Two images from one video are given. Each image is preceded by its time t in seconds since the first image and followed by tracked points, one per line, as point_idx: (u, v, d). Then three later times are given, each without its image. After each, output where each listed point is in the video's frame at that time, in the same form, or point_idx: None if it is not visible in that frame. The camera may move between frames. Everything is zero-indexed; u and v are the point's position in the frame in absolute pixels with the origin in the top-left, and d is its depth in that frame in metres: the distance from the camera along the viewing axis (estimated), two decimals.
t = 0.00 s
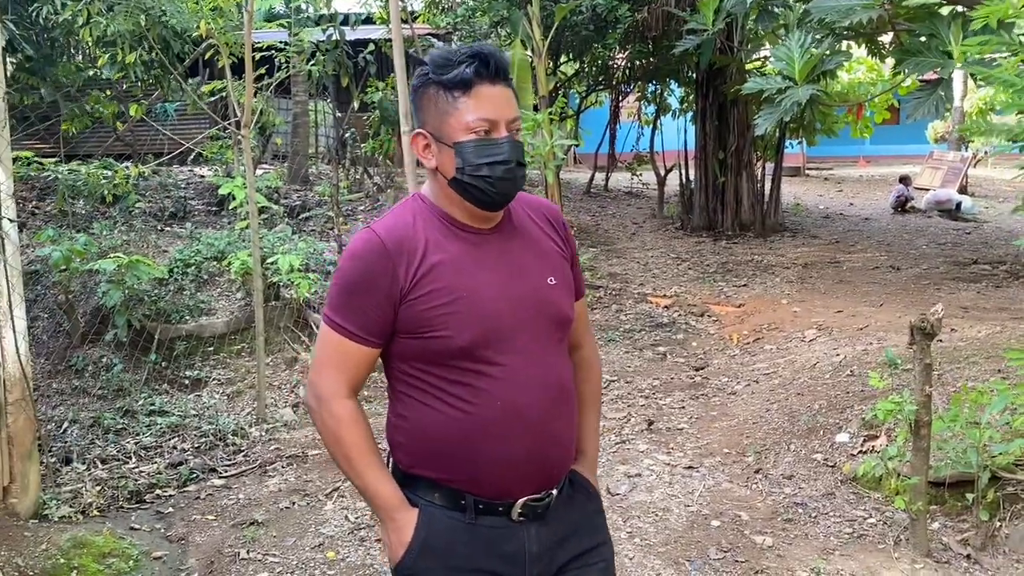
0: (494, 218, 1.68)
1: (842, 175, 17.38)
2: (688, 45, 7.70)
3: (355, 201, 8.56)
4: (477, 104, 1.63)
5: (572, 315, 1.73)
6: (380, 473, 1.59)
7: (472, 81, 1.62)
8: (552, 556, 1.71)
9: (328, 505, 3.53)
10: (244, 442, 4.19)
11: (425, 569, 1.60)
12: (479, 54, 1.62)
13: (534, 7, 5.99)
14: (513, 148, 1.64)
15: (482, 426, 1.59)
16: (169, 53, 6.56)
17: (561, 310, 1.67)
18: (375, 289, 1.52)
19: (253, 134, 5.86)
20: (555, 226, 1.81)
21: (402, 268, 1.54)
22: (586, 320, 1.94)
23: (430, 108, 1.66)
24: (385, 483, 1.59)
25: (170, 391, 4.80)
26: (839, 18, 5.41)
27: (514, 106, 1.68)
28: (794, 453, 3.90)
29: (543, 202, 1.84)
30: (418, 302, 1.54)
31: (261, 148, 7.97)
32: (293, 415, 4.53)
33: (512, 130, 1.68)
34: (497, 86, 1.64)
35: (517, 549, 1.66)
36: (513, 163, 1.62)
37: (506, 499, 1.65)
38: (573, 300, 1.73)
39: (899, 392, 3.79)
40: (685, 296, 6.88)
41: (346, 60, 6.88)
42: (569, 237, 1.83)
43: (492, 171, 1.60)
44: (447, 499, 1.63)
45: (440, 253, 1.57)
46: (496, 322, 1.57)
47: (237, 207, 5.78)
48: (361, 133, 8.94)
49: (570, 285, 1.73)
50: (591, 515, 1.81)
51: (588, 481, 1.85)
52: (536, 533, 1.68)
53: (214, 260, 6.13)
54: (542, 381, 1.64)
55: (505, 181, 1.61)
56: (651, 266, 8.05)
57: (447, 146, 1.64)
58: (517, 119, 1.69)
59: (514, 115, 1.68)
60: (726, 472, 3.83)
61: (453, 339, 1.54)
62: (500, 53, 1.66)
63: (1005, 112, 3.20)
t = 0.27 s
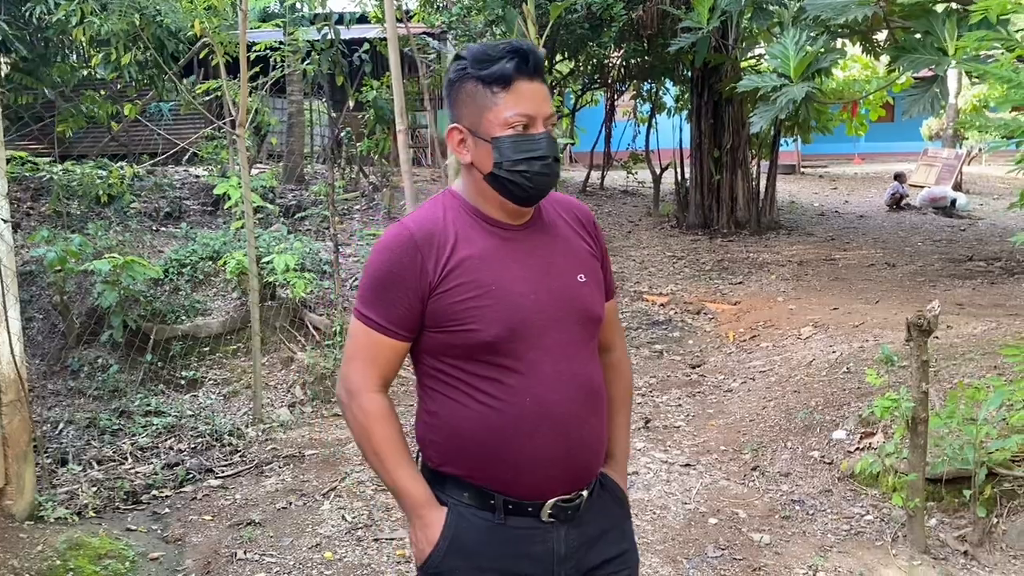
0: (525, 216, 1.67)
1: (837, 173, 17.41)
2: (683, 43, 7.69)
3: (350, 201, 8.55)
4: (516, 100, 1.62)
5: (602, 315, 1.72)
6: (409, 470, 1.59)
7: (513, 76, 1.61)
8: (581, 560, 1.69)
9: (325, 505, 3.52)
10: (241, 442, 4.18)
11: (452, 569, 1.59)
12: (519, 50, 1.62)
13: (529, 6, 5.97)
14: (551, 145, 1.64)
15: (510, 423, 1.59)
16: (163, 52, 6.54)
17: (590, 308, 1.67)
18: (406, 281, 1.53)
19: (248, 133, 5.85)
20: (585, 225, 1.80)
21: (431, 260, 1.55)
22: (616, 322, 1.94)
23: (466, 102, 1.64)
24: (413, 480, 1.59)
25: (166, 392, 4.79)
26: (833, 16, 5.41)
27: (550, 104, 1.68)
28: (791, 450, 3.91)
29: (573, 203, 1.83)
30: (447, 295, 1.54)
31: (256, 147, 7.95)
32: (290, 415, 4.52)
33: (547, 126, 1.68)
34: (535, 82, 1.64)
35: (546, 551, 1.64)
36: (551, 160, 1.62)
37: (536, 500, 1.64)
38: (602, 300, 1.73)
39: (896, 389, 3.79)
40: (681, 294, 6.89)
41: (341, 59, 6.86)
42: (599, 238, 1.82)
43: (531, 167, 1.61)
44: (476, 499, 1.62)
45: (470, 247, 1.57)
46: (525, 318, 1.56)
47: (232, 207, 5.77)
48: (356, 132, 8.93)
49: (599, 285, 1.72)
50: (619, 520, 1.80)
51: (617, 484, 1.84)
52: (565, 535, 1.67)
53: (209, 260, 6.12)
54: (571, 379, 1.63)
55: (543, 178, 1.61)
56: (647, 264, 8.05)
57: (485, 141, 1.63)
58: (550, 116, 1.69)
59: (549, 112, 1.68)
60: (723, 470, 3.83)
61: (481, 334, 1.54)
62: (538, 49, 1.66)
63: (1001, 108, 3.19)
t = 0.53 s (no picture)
0: (560, 218, 1.68)
1: (830, 172, 17.45)
2: (677, 43, 7.69)
3: (345, 201, 8.54)
4: (556, 105, 1.63)
5: (634, 315, 1.72)
6: (448, 472, 1.59)
7: (553, 81, 1.61)
8: (619, 561, 1.70)
9: (320, 507, 3.51)
10: (235, 443, 4.17)
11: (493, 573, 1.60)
12: (560, 56, 1.62)
13: (522, 6, 5.96)
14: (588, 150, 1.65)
15: (544, 423, 1.58)
16: (155, 53, 6.53)
17: (623, 308, 1.66)
18: (442, 281, 1.53)
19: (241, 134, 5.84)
20: (615, 228, 1.81)
21: (466, 260, 1.54)
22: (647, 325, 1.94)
23: (506, 106, 1.65)
24: (453, 481, 1.59)
25: (160, 394, 4.78)
26: (826, 16, 5.41)
27: (588, 108, 1.69)
28: (786, 449, 3.91)
29: (602, 206, 1.84)
30: (481, 295, 1.53)
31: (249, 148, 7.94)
32: (284, 416, 4.51)
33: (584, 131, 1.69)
34: (574, 87, 1.64)
35: (585, 554, 1.65)
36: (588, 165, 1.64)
37: (575, 502, 1.64)
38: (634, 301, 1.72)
39: (889, 388, 3.79)
40: (676, 294, 6.89)
41: (335, 59, 6.85)
42: (629, 240, 1.83)
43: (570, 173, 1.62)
44: (515, 503, 1.62)
45: (504, 247, 1.57)
46: (558, 317, 1.56)
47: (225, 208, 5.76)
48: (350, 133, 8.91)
49: (631, 285, 1.72)
50: (657, 522, 1.80)
51: (656, 485, 1.85)
52: (604, 537, 1.68)
53: (203, 261, 6.11)
54: (605, 378, 1.62)
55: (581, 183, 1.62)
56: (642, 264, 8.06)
57: (524, 145, 1.64)
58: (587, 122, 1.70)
59: (587, 118, 1.68)
60: (717, 469, 3.84)
61: (516, 333, 1.53)
62: (577, 55, 1.66)
63: (993, 106, 3.19)
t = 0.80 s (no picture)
0: (586, 221, 1.67)
1: (824, 172, 17.50)
2: (670, 43, 7.70)
3: (338, 202, 8.53)
4: (580, 108, 1.61)
5: (660, 322, 1.69)
6: (468, 469, 1.60)
7: (578, 85, 1.60)
8: (636, 562, 1.69)
9: (313, 507, 3.51)
10: (229, 444, 4.17)
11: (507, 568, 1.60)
12: (585, 59, 1.60)
13: (515, 6, 5.95)
14: (613, 154, 1.63)
15: (560, 428, 1.58)
16: (148, 54, 6.52)
17: (645, 314, 1.64)
18: (460, 283, 1.54)
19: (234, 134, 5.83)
20: (648, 230, 1.77)
21: (484, 264, 1.55)
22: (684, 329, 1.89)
23: (531, 109, 1.65)
24: (473, 478, 1.60)
25: (153, 395, 4.78)
26: (818, 16, 5.42)
27: (615, 112, 1.67)
28: (778, 448, 3.93)
29: (635, 208, 1.80)
30: (498, 299, 1.54)
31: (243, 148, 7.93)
32: (277, 417, 4.51)
33: (611, 134, 1.67)
34: (601, 91, 1.63)
35: (602, 553, 1.64)
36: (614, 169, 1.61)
37: (591, 501, 1.63)
38: (661, 305, 1.70)
39: (882, 386, 3.81)
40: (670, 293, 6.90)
41: (328, 60, 6.84)
42: (662, 244, 1.79)
43: (594, 177, 1.60)
44: (531, 501, 1.63)
45: (523, 251, 1.57)
46: (575, 322, 1.55)
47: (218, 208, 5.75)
48: (344, 133, 8.91)
49: (658, 290, 1.69)
50: (679, 527, 1.77)
51: (682, 493, 1.81)
52: (621, 538, 1.66)
53: (196, 262, 6.10)
54: (623, 384, 1.61)
55: (605, 187, 1.60)
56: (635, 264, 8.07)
57: (548, 148, 1.64)
58: (614, 124, 1.68)
59: (614, 120, 1.66)
60: (710, 469, 3.85)
61: (531, 337, 1.54)
62: (605, 57, 1.64)
63: (984, 106, 3.20)
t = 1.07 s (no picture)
0: (593, 223, 1.65)
1: (817, 172, 17.54)
2: (663, 43, 7.70)
3: (331, 202, 8.53)
4: (585, 110, 1.61)
5: (666, 323, 1.66)
6: (472, 464, 1.64)
7: (583, 86, 1.60)
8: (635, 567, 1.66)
9: (306, 509, 3.51)
10: (221, 445, 4.15)
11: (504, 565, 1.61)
12: (592, 62, 1.60)
13: (508, 6, 5.92)
14: (617, 155, 1.62)
15: (555, 427, 1.58)
16: (139, 54, 6.50)
17: (648, 315, 1.61)
18: (461, 282, 1.57)
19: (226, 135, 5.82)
20: (663, 233, 1.73)
21: (484, 262, 1.57)
22: (702, 335, 1.85)
23: (537, 110, 1.65)
24: (476, 473, 1.64)
25: (145, 396, 4.76)
26: (811, 16, 5.42)
27: (622, 115, 1.66)
28: (772, 448, 3.93)
29: (651, 210, 1.76)
30: (495, 297, 1.56)
31: (235, 149, 7.92)
32: (270, 418, 4.50)
33: (616, 138, 1.66)
34: (607, 94, 1.63)
35: (599, 555, 1.62)
36: (617, 170, 1.60)
37: (587, 502, 1.62)
38: (669, 307, 1.66)
39: (875, 386, 3.81)
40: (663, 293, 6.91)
41: (321, 60, 6.83)
42: (678, 247, 1.75)
43: (596, 176, 1.58)
44: (529, 500, 1.63)
45: (523, 249, 1.58)
46: (570, 322, 1.54)
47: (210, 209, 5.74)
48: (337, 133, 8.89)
49: (667, 292, 1.66)
50: (686, 537, 1.73)
51: (691, 502, 1.77)
52: (620, 541, 1.64)
53: (188, 263, 6.09)
54: (620, 385, 1.58)
55: (608, 187, 1.58)
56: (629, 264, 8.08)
57: (552, 149, 1.63)
58: (621, 128, 1.67)
59: (620, 124, 1.66)
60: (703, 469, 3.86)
61: (527, 336, 1.54)
62: (613, 60, 1.64)
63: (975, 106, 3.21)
